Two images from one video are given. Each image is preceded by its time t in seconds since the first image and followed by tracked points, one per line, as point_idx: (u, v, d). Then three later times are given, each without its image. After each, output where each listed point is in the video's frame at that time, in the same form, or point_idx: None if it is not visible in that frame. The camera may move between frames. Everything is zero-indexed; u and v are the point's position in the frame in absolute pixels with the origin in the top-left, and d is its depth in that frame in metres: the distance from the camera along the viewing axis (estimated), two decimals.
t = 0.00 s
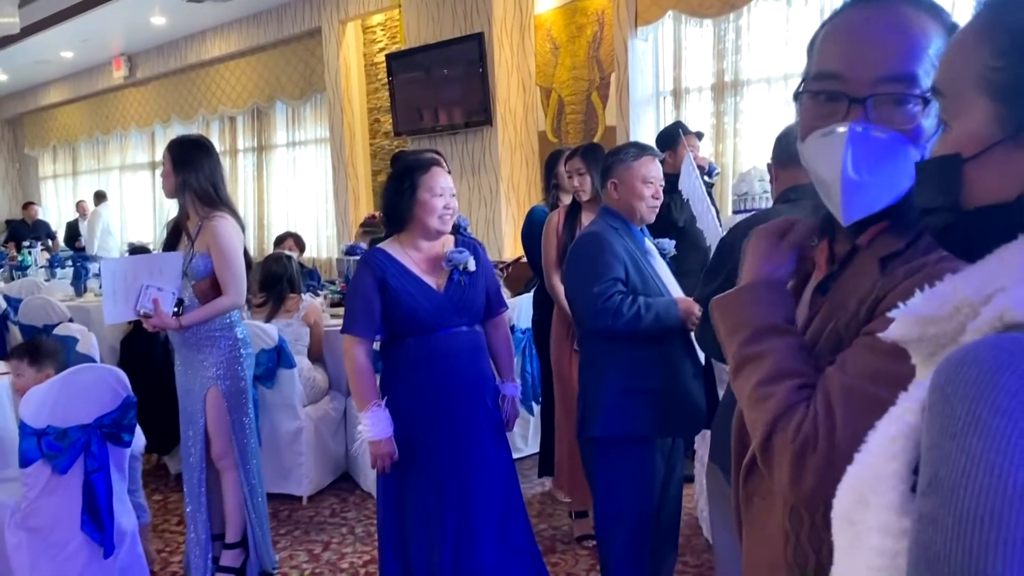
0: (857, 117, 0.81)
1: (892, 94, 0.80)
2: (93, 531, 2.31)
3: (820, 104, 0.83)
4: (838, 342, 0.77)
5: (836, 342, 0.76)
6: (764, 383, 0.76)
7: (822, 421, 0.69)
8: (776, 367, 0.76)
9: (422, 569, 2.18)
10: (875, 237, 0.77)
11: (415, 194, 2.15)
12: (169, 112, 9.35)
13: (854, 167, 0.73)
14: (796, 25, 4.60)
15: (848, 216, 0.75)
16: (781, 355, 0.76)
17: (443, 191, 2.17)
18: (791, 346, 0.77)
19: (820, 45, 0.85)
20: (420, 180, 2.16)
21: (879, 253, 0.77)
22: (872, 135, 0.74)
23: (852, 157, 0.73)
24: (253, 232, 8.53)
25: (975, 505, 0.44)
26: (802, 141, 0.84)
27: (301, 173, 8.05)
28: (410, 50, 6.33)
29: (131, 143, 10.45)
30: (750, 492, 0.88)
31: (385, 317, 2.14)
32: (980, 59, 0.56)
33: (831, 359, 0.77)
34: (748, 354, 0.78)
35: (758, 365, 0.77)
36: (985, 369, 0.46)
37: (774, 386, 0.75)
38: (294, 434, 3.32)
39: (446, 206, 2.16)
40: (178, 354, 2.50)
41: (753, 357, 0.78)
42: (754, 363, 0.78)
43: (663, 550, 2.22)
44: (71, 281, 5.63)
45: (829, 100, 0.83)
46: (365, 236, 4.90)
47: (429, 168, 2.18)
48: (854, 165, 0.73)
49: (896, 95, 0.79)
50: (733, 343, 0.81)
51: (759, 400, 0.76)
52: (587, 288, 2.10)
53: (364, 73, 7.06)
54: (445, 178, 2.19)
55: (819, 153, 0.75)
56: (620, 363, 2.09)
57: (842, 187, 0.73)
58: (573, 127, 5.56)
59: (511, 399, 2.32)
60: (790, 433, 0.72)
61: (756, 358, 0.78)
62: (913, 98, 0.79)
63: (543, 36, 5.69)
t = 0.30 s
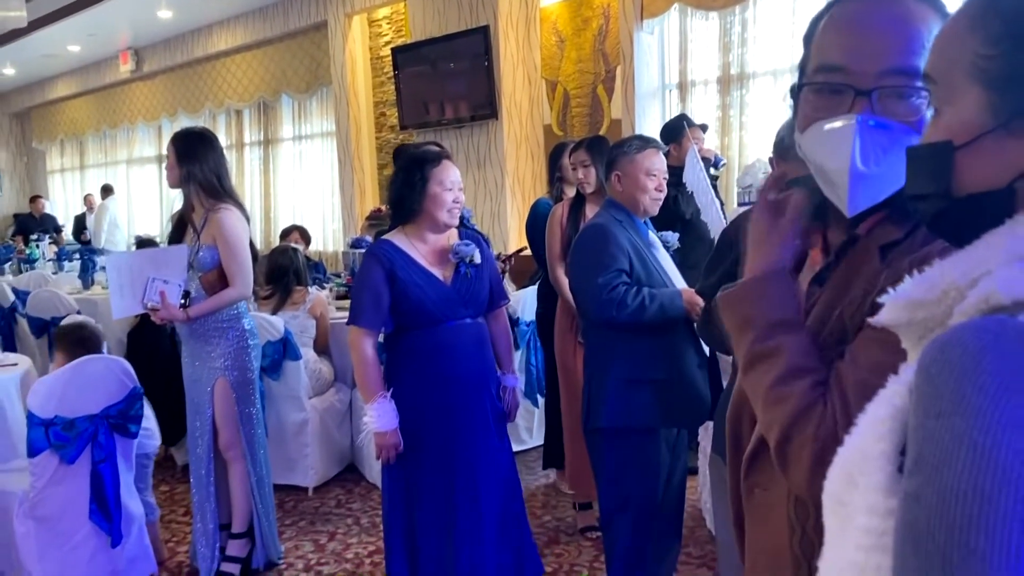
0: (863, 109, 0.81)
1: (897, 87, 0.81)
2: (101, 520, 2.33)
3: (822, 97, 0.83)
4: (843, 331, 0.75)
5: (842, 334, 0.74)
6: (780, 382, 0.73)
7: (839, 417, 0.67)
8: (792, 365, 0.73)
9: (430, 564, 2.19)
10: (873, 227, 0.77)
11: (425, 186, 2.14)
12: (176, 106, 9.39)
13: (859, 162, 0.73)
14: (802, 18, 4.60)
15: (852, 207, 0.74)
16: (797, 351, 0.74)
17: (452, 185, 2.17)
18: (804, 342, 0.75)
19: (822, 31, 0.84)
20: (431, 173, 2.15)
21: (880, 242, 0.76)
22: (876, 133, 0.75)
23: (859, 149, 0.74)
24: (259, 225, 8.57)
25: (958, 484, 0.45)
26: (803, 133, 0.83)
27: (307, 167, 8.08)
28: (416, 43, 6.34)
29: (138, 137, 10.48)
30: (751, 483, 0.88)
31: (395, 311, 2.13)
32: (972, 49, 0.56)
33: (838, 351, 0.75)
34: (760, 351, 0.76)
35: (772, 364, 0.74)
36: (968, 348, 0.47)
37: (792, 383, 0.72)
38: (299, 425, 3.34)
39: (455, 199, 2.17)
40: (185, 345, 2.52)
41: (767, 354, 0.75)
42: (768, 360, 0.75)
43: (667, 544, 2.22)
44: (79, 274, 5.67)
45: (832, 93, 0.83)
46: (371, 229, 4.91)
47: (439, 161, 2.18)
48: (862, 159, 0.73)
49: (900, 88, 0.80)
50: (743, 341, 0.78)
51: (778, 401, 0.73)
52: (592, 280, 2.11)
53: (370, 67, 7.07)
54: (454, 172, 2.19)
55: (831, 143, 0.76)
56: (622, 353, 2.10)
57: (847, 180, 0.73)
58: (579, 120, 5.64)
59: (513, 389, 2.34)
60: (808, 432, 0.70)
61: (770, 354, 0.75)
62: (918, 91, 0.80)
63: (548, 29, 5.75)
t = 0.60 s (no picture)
0: (856, 104, 0.82)
1: (891, 82, 0.82)
2: (109, 510, 2.36)
3: (817, 93, 0.85)
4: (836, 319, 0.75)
5: (835, 321, 0.75)
6: (771, 358, 0.74)
7: (822, 397, 0.69)
8: (779, 344, 0.74)
9: (437, 560, 2.22)
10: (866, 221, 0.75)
11: (436, 181, 2.17)
12: (184, 101, 9.43)
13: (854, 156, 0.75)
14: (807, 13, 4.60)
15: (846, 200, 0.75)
16: (788, 332, 0.75)
17: (462, 180, 2.19)
18: (798, 326, 0.75)
19: (815, 30, 0.85)
20: (441, 168, 2.17)
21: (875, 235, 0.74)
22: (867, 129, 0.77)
23: (854, 144, 0.75)
24: (266, 219, 8.61)
25: (932, 465, 0.47)
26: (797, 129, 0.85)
27: (314, 161, 8.11)
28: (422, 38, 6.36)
29: (146, 132, 10.53)
30: (747, 470, 0.89)
31: (405, 305, 2.16)
32: (954, 47, 0.57)
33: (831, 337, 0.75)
34: (756, 329, 0.77)
35: (766, 339, 0.76)
36: (942, 337, 0.49)
37: (779, 361, 0.74)
38: (305, 417, 3.37)
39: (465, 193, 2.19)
40: (192, 338, 2.55)
41: (759, 334, 0.76)
42: (761, 338, 0.76)
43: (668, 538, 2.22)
44: (87, 267, 5.71)
45: (826, 89, 0.84)
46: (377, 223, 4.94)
47: (448, 156, 2.20)
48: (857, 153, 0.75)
49: (894, 84, 0.81)
50: (739, 321, 0.79)
51: (766, 375, 0.74)
52: (592, 274, 2.13)
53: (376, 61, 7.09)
54: (462, 166, 2.22)
55: (823, 139, 0.77)
56: (624, 346, 2.13)
57: (842, 174, 0.75)
58: (584, 115, 5.60)
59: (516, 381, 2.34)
60: (791, 407, 0.72)
61: (765, 332, 0.76)
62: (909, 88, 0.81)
63: (554, 24, 5.71)
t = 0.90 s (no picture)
0: (834, 102, 0.85)
1: (867, 82, 0.84)
2: (119, 498, 2.41)
3: (797, 91, 0.88)
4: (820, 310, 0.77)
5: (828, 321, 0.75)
6: (772, 375, 0.74)
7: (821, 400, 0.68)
8: (783, 358, 0.75)
9: (448, 557, 2.27)
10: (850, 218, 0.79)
11: (440, 173, 2.20)
12: (192, 96, 9.49)
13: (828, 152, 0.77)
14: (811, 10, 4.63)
15: (819, 197, 0.78)
16: (789, 344, 0.75)
17: (466, 169, 2.22)
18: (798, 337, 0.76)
19: (800, 29, 0.88)
20: (445, 159, 2.20)
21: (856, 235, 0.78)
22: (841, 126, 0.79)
23: (828, 142, 0.78)
24: (273, 214, 8.65)
25: (890, 440, 0.50)
26: (779, 124, 0.88)
27: (321, 157, 8.16)
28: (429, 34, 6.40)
29: (155, 127, 10.60)
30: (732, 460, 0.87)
31: (422, 297, 2.19)
32: (921, 47, 0.60)
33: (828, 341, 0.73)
34: (754, 345, 0.77)
35: (768, 356, 0.76)
36: (903, 322, 0.52)
37: (786, 375, 0.73)
38: (311, 409, 3.41)
39: (468, 183, 2.22)
40: (200, 330, 2.59)
41: (761, 348, 0.77)
42: (762, 352, 0.77)
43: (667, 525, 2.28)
44: (96, 261, 5.76)
45: (806, 87, 0.87)
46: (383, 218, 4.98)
47: (455, 147, 2.23)
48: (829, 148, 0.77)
49: (869, 83, 0.83)
50: (736, 336, 0.80)
51: (769, 390, 0.74)
52: (591, 269, 2.16)
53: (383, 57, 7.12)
54: (469, 157, 2.24)
55: (801, 137, 0.80)
56: (625, 339, 2.15)
57: (816, 170, 0.78)
58: (590, 112, 5.65)
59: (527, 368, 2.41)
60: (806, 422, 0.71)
61: (766, 347, 0.76)
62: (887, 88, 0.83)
63: (561, 20, 5.72)
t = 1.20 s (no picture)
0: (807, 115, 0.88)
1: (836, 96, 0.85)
2: (130, 490, 2.48)
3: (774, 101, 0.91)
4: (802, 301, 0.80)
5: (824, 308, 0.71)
6: (756, 340, 0.73)
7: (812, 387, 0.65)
8: (770, 328, 0.72)
9: (461, 552, 2.34)
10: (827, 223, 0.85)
11: (451, 173, 2.25)
12: (202, 95, 9.58)
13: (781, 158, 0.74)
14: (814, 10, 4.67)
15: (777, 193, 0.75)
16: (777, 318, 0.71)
17: (477, 169, 2.25)
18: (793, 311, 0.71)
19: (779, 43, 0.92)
20: (456, 159, 2.25)
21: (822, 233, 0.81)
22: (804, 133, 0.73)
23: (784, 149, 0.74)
24: (282, 211, 8.72)
25: (838, 423, 0.56)
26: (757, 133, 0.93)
27: (329, 154, 8.23)
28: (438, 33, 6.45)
29: (165, 125, 10.70)
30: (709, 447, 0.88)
31: (434, 289, 2.24)
32: (879, 59, 0.62)
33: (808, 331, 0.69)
34: (750, 311, 0.74)
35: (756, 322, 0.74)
36: (852, 317, 0.57)
37: (763, 345, 0.72)
38: (319, 403, 3.48)
39: (478, 182, 2.25)
40: (210, 324, 2.65)
41: (754, 314, 0.74)
42: (756, 318, 0.74)
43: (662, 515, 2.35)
44: (108, 258, 5.84)
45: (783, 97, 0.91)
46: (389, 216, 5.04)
47: (468, 146, 2.27)
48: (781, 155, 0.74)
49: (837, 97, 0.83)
50: (739, 297, 0.77)
51: (749, 354, 0.73)
52: (589, 267, 2.21)
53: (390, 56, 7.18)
54: (481, 156, 2.28)
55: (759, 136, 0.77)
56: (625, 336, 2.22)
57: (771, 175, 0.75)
58: (595, 109, 5.72)
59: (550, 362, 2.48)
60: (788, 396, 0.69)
61: (757, 315, 0.74)
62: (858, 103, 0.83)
63: (566, 20, 5.78)
